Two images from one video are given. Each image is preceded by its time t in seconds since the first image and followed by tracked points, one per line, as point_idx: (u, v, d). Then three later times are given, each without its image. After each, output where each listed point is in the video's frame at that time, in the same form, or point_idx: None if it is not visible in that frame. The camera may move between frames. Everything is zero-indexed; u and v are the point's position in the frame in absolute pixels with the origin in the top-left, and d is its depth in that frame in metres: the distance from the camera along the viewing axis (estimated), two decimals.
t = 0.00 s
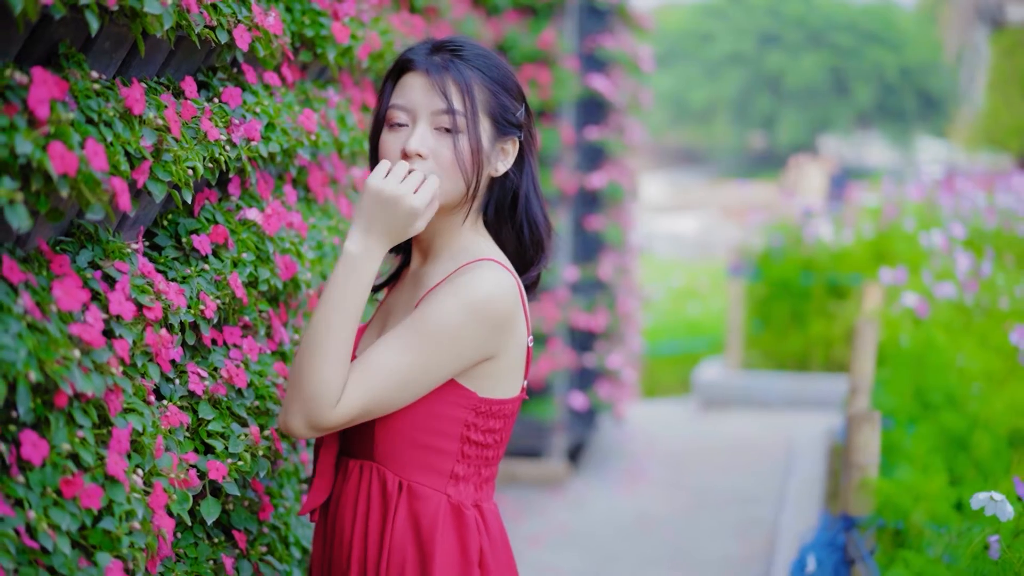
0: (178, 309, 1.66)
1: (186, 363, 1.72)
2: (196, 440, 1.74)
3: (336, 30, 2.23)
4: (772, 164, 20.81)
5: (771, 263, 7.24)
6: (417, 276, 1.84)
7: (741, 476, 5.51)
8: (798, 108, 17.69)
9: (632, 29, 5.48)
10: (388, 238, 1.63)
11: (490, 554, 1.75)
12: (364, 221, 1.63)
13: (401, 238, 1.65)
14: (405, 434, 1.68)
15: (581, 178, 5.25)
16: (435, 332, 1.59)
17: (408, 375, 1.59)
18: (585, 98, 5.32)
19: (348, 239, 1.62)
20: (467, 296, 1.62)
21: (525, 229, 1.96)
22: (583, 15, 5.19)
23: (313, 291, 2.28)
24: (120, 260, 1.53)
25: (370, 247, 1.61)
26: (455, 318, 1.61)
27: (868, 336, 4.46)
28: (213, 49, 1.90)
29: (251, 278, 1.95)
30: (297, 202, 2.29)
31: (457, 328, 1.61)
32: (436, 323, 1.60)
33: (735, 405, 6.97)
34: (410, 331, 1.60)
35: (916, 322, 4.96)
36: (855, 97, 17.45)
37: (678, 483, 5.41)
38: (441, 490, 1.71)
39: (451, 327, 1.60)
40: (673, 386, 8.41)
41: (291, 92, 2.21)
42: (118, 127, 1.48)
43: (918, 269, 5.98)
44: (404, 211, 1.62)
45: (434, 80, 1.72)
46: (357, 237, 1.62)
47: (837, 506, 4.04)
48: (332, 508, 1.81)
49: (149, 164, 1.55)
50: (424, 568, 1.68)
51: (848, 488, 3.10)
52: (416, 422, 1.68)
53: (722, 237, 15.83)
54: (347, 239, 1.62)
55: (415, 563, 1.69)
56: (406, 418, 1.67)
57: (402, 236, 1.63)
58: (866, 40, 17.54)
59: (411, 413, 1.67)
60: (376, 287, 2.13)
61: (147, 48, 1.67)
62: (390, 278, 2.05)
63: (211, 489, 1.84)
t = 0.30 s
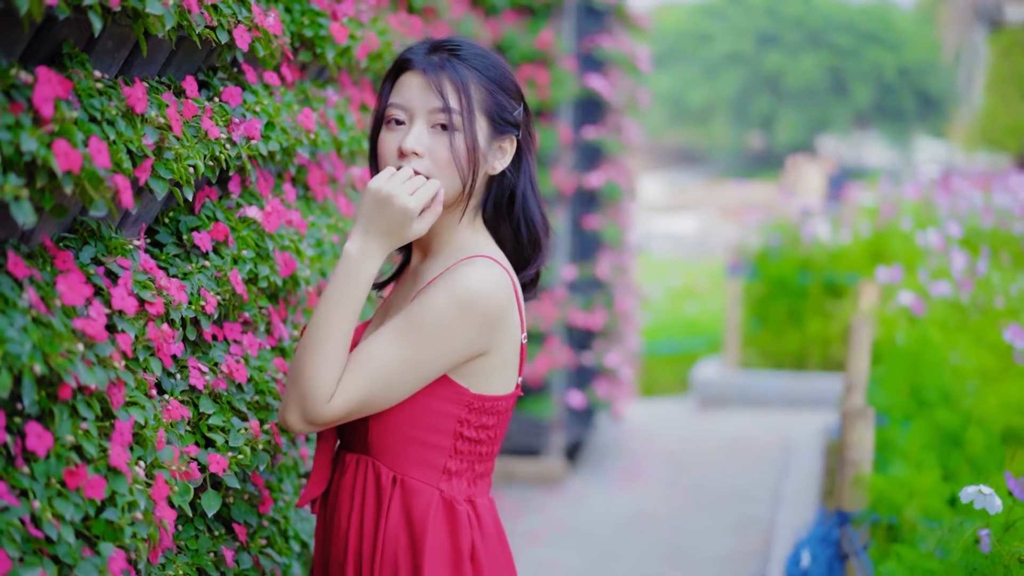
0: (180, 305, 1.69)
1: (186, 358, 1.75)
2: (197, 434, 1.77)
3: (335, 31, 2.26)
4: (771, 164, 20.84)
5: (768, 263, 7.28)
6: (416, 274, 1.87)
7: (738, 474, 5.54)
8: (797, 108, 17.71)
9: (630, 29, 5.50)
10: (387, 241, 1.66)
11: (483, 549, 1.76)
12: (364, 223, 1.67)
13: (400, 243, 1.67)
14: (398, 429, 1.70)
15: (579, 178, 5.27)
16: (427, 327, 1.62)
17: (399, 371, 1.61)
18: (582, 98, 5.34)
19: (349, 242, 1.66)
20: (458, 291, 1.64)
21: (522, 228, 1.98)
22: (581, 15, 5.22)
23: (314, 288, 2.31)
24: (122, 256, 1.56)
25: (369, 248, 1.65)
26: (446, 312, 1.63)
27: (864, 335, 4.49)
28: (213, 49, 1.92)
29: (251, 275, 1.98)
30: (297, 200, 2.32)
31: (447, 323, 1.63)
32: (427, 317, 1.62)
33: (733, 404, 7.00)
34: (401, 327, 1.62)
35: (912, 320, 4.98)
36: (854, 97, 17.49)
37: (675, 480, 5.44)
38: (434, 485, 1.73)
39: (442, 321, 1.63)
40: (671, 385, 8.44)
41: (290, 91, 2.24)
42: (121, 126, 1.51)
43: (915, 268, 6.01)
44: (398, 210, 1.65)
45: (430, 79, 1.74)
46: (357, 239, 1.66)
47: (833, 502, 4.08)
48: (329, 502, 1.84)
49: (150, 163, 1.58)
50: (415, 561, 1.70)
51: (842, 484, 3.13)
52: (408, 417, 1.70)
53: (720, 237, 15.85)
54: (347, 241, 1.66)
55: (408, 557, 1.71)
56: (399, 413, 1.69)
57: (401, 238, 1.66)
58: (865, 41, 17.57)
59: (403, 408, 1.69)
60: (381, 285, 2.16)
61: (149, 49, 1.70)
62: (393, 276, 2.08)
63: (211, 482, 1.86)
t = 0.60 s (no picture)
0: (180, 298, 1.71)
1: (187, 351, 1.78)
2: (197, 425, 1.80)
3: (333, 29, 2.28)
4: (770, 164, 20.86)
5: (766, 262, 7.30)
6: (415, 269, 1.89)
7: (736, 471, 5.56)
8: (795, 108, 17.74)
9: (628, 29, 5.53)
10: (376, 234, 1.69)
11: (475, 541, 1.78)
12: (354, 217, 1.70)
13: (390, 234, 1.70)
14: (392, 421, 1.73)
15: (577, 176, 5.30)
16: (418, 317, 1.65)
17: (389, 360, 1.64)
18: (580, 97, 5.37)
19: (340, 236, 1.70)
20: (448, 282, 1.67)
21: (520, 222, 2.00)
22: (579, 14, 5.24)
23: (312, 284, 2.34)
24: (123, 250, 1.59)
25: (359, 242, 1.68)
26: (436, 302, 1.65)
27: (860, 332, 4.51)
28: (213, 47, 1.95)
29: (250, 269, 2.01)
30: (295, 197, 2.35)
31: (437, 313, 1.65)
32: (418, 308, 1.65)
33: (731, 402, 7.02)
34: (392, 317, 1.65)
35: (908, 318, 5.01)
36: (852, 97, 17.52)
37: (673, 478, 5.47)
38: (428, 477, 1.75)
39: (432, 312, 1.65)
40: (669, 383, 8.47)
41: (289, 89, 2.27)
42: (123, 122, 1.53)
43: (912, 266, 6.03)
44: (382, 200, 1.67)
45: (427, 77, 1.77)
46: (348, 233, 1.69)
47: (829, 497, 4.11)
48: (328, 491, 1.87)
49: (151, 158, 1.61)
50: (407, 552, 1.72)
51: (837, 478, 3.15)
52: (402, 409, 1.72)
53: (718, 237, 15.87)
54: (338, 235, 1.69)
55: (400, 547, 1.74)
56: (393, 405, 1.72)
57: (388, 231, 1.69)
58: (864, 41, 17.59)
59: (397, 400, 1.72)
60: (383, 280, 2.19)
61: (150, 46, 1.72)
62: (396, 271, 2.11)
63: (210, 472, 1.89)
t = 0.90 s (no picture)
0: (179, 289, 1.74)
1: (185, 342, 1.80)
2: (195, 415, 1.83)
3: (330, 25, 2.31)
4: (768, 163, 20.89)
5: (762, 259, 7.34)
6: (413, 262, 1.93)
7: (732, 468, 5.59)
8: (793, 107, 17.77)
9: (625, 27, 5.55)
10: (364, 224, 1.74)
11: (466, 531, 1.80)
12: (341, 209, 1.75)
13: (377, 224, 1.74)
14: (385, 409, 1.75)
15: (574, 174, 5.33)
16: (404, 306, 1.67)
17: (377, 350, 1.67)
18: (577, 95, 5.39)
19: (330, 229, 1.75)
20: (435, 272, 1.68)
21: (517, 214, 2.02)
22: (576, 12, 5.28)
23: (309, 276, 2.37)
24: (123, 241, 1.61)
25: (347, 232, 1.73)
26: (421, 291, 1.68)
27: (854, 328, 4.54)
28: (212, 42, 1.98)
29: (248, 262, 2.03)
30: (293, 191, 2.37)
31: (423, 303, 1.68)
32: (404, 297, 1.67)
33: (728, 399, 7.06)
34: (382, 307, 1.68)
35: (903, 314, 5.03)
36: (850, 96, 17.54)
37: (670, 474, 5.49)
38: (420, 466, 1.77)
39: (417, 300, 1.67)
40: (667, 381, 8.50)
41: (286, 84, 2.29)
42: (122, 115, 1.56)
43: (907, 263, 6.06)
44: (364, 188, 1.72)
45: (424, 73, 1.80)
46: (338, 225, 1.75)
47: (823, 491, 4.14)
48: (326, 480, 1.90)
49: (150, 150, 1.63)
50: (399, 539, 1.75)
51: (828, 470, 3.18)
52: (394, 397, 1.75)
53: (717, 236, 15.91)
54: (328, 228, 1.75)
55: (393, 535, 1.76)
56: (386, 394, 1.75)
57: (373, 220, 1.73)
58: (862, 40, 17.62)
59: (390, 388, 1.75)
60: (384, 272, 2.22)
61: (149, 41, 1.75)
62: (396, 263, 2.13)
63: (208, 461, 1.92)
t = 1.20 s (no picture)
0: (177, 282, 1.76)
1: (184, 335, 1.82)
2: (194, 407, 1.84)
3: (327, 22, 2.33)
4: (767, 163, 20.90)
5: (760, 258, 7.35)
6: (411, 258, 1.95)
7: (730, 465, 5.60)
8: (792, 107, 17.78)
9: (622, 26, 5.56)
10: (361, 221, 1.77)
11: (461, 522, 1.81)
12: (339, 205, 1.78)
13: (374, 219, 1.77)
14: (379, 401, 1.77)
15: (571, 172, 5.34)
16: (396, 298, 1.69)
17: (371, 341, 1.69)
18: (575, 93, 5.41)
19: (328, 225, 1.79)
20: (427, 265, 1.70)
21: (514, 210, 2.02)
22: (573, 11, 5.29)
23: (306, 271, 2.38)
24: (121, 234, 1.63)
25: (344, 228, 1.77)
26: (413, 282, 1.70)
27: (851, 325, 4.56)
28: (209, 39, 1.99)
29: (246, 257, 2.05)
30: (290, 187, 2.39)
31: (415, 295, 1.69)
32: (396, 288, 1.70)
33: (726, 397, 7.07)
34: (375, 298, 1.71)
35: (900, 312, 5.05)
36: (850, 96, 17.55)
37: (667, 472, 5.51)
38: (415, 458, 1.79)
39: (409, 291, 1.69)
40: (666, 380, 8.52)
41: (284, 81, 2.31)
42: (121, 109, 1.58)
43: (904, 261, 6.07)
44: (361, 185, 1.75)
45: (419, 72, 1.81)
46: (335, 221, 1.78)
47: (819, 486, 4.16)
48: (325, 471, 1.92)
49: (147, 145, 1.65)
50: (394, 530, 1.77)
51: (824, 465, 3.20)
52: (389, 389, 1.76)
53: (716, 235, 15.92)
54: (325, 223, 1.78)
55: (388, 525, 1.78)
56: (380, 386, 1.77)
57: (370, 216, 1.76)
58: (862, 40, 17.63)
59: (384, 380, 1.76)
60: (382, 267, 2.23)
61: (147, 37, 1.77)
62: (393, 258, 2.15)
63: (206, 452, 1.94)
